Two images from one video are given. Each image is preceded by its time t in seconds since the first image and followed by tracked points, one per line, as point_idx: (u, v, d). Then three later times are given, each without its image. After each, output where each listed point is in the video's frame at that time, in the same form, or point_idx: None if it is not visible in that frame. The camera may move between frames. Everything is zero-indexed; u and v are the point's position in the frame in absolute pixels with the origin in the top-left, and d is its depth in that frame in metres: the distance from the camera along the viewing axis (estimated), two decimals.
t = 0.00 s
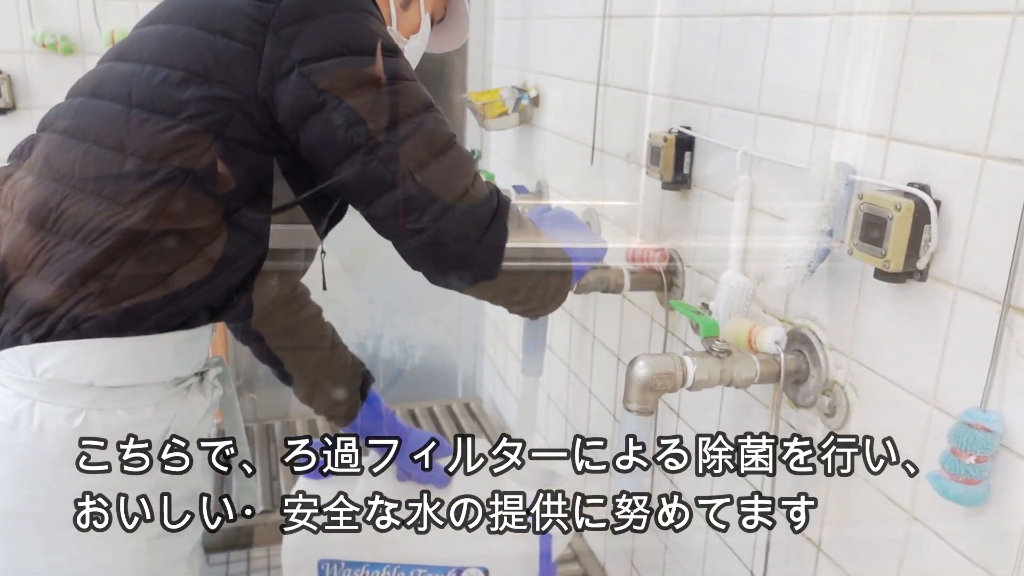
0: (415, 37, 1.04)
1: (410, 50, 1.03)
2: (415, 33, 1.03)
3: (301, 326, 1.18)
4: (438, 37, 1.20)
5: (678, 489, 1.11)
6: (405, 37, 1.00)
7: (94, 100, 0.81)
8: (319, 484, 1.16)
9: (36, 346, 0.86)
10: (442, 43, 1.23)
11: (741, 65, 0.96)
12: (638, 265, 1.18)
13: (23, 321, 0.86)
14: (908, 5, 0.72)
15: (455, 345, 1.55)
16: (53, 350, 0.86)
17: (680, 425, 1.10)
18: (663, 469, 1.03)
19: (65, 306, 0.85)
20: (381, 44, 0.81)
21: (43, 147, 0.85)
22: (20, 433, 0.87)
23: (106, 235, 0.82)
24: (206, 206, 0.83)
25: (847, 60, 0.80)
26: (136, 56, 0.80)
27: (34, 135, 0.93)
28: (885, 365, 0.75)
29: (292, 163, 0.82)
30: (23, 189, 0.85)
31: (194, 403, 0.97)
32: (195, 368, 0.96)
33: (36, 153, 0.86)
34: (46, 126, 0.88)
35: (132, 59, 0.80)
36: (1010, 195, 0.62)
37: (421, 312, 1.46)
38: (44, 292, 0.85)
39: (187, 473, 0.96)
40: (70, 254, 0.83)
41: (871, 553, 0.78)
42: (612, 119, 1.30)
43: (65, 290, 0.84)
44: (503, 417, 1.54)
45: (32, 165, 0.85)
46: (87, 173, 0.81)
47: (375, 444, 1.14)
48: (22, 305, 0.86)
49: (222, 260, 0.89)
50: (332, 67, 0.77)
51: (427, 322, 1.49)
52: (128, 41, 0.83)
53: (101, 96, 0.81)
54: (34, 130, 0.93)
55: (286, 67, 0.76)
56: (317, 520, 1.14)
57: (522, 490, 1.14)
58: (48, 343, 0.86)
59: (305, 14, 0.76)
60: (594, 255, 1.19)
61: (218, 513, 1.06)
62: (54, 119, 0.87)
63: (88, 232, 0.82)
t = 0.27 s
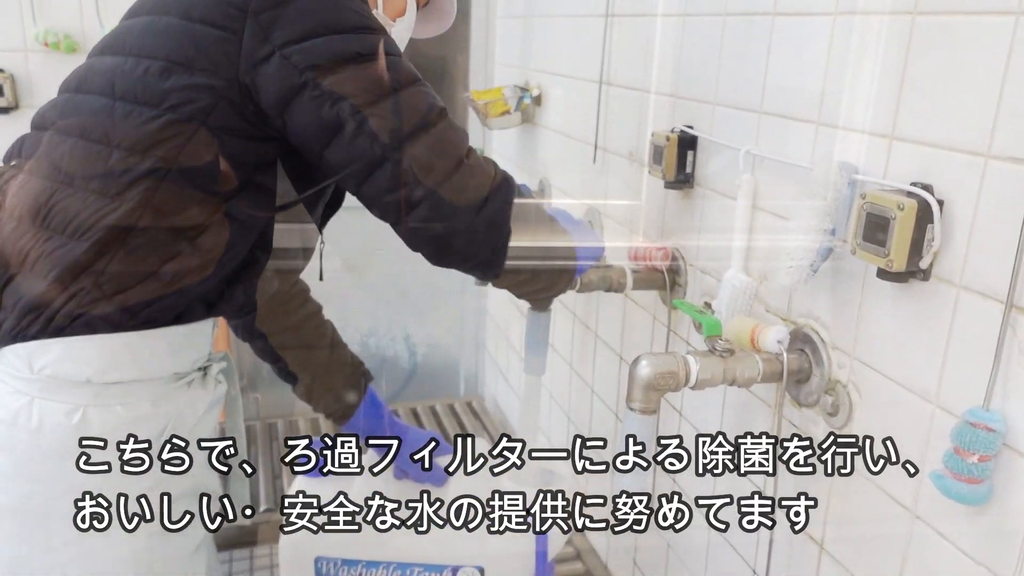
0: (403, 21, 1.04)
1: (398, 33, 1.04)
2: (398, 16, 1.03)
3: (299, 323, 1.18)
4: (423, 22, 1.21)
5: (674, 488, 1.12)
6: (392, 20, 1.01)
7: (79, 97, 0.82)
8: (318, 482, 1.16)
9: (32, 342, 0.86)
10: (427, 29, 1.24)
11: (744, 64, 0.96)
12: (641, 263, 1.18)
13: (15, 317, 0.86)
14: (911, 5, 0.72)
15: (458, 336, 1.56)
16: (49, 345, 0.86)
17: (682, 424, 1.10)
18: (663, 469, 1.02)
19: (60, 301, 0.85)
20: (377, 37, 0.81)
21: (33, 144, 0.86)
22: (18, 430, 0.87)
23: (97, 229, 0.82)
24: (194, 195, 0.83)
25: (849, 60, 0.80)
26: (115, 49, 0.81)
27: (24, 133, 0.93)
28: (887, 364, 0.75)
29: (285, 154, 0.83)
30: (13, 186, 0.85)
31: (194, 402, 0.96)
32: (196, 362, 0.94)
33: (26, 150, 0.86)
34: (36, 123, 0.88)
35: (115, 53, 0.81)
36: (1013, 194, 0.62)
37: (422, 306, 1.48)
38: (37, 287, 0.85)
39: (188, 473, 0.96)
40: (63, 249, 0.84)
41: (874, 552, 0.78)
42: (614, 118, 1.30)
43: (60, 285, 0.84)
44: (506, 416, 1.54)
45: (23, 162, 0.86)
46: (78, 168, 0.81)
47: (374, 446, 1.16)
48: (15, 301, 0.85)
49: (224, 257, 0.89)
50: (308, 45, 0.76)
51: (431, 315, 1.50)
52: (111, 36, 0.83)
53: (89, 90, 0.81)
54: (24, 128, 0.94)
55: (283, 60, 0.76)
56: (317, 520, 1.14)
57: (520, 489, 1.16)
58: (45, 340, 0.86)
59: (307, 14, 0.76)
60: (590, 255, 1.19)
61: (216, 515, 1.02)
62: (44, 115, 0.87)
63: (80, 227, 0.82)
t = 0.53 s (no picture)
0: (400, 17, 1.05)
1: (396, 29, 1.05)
2: (394, 18, 1.04)
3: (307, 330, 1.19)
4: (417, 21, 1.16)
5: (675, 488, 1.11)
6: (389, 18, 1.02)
7: (93, 105, 0.83)
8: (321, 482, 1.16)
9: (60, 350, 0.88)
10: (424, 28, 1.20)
11: (743, 74, 0.97)
12: (641, 270, 1.19)
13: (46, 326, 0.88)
14: (908, 17, 0.73)
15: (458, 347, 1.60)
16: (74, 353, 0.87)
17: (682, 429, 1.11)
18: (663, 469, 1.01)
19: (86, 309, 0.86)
20: (379, 41, 0.81)
21: (52, 153, 0.87)
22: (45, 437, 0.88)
23: (119, 234, 0.83)
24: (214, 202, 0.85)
25: (848, 70, 0.81)
26: (130, 56, 0.81)
27: (42, 144, 0.94)
28: (884, 371, 0.76)
29: (292, 156, 0.85)
30: (34, 196, 0.86)
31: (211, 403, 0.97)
32: (218, 365, 0.97)
33: (45, 160, 0.88)
34: (53, 134, 0.89)
35: (128, 60, 0.81)
36: (1006, 204, 0.63)
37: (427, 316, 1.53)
38: (65, 295, 0.87)
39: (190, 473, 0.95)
40: (83, 255, 0.84)
41: (871, 557, 0.79)
42: (615, 125, 1.31)
43: (85, 292, 0.86)
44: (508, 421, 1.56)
45: (42, 172, 0.87)
46: (97, 175, 0.82)
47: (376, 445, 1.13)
48: (46, 312, 0.88)
49: (228, 263, 0.91)
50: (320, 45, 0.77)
51: (432, 327, 1.56)
52: (124, 46, 0.85)
53: (105, 99, 0.82)
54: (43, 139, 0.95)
55: (292, 67, 0.77)
56: (317, 520, 1.14)
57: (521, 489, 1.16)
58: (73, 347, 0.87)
59: (314, 25, 0.77)
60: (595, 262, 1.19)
61: (217, 515, 0.99)
62: (61, 125, 0.88)
63: (101, 233, 0.83)
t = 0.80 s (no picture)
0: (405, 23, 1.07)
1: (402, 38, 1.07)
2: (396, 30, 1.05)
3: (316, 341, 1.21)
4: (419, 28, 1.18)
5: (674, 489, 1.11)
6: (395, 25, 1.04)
7: (111, 123, 0.87)
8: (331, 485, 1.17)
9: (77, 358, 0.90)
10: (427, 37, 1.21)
11: (742, 87, 0.99)
12: (643, 277, 1.21)
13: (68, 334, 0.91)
14: (901, 33, 0.75)
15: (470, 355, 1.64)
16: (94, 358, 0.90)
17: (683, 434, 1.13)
18: (663, 468, 1.04)
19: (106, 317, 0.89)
20: (383, 49, 0.83)
21: (73, 169, 0.91)
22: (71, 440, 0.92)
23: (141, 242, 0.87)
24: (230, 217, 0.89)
25: (843, 84, 0.83)
26: (148, 72, 0.85)
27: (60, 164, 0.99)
28: (879, 378, 0.78)
29: (302, 165, 0.88)
30: (58, 210, 0.91)
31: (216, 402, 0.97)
32: (235, 370, 0.98)
33: (66, 177, 0.92)
34: (72, 153, 0.94)
35: (141, 75, 0.85)
36: (995, 216, 0.65)
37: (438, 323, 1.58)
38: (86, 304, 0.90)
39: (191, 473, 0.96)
40: (105, 263, 0.88)
41: (868, 560, 0.81)
42: (617, 135, 1.33)
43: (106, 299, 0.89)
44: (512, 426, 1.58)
45: (63, 188, 0.91)
46: (118, 187, 0.86)
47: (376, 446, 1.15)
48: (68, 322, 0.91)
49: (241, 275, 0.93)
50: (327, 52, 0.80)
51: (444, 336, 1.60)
52: (136, 60, 0.89)
53: (123, 116, 0.86)
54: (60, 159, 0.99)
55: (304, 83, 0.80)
56: (317, 520, 1.18)
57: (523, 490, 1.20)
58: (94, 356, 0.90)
59: (322, 40, 0.80)
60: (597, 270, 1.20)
61: (217, 515, 0.99)
62: (79, 144, 0.93)
63: (122, 241, 0.87)
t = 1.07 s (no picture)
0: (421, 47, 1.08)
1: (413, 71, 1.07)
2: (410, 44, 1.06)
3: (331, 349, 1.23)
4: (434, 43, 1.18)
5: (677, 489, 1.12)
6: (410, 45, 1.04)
7: (141, 137, 0.90)
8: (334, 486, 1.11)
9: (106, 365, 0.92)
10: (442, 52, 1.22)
11: (750, 99, 1.00)
12: (654, 286, 1.22)
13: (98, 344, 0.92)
14: (908, 48, 0.76)
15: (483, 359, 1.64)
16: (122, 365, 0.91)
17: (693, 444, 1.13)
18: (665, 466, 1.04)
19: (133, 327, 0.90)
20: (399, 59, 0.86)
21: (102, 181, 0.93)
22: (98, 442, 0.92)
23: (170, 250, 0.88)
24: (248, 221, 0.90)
25: (852, 96, 0.84)
26: (176, 86, 0.87)
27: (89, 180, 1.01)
28: (888, 389, 0.79)
29: (323, 174, 0.90)
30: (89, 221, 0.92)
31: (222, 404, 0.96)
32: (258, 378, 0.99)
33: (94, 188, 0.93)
34: (101, 168, 0.96)
35: (168, 90, 0.87)
36: (1001, 229, 0.66)
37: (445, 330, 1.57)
38: (114, 313, 0.91)
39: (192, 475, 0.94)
40: (132, 271, 0.89)
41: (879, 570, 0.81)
42: (627, 145, 1.34)
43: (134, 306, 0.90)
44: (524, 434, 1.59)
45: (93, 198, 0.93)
46: (148, 197, 0.87)
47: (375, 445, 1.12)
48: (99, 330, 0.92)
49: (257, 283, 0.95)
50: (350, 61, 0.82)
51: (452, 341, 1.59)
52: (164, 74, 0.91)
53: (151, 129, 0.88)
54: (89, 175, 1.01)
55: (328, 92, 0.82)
56: (318, 520, 1.10)
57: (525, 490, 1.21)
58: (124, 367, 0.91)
59: (340, 54, 0.82)
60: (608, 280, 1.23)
61: (217, 515, 0.97)
62: (107, 159, 0.95)
63: (149, 252, 0.88)
